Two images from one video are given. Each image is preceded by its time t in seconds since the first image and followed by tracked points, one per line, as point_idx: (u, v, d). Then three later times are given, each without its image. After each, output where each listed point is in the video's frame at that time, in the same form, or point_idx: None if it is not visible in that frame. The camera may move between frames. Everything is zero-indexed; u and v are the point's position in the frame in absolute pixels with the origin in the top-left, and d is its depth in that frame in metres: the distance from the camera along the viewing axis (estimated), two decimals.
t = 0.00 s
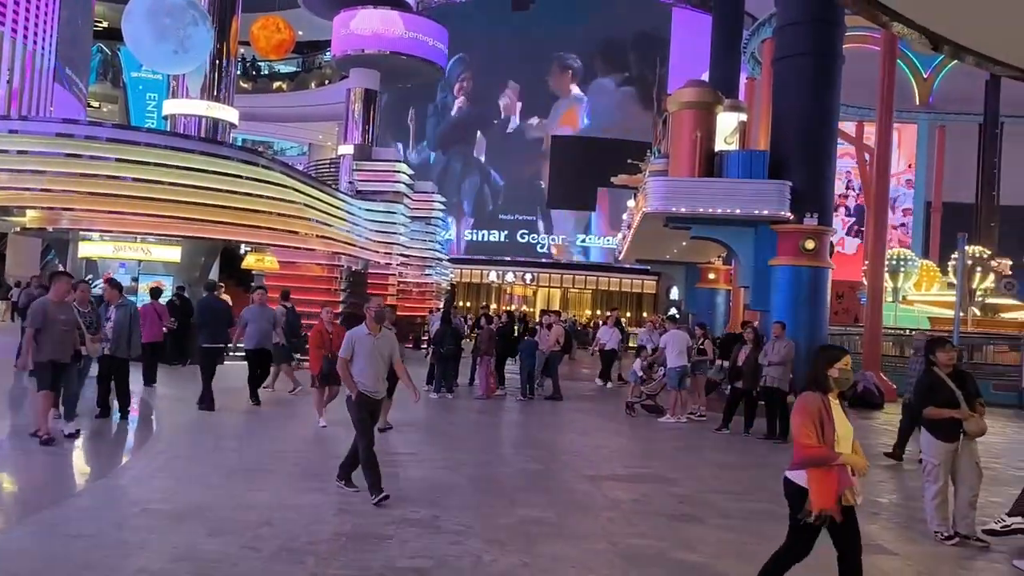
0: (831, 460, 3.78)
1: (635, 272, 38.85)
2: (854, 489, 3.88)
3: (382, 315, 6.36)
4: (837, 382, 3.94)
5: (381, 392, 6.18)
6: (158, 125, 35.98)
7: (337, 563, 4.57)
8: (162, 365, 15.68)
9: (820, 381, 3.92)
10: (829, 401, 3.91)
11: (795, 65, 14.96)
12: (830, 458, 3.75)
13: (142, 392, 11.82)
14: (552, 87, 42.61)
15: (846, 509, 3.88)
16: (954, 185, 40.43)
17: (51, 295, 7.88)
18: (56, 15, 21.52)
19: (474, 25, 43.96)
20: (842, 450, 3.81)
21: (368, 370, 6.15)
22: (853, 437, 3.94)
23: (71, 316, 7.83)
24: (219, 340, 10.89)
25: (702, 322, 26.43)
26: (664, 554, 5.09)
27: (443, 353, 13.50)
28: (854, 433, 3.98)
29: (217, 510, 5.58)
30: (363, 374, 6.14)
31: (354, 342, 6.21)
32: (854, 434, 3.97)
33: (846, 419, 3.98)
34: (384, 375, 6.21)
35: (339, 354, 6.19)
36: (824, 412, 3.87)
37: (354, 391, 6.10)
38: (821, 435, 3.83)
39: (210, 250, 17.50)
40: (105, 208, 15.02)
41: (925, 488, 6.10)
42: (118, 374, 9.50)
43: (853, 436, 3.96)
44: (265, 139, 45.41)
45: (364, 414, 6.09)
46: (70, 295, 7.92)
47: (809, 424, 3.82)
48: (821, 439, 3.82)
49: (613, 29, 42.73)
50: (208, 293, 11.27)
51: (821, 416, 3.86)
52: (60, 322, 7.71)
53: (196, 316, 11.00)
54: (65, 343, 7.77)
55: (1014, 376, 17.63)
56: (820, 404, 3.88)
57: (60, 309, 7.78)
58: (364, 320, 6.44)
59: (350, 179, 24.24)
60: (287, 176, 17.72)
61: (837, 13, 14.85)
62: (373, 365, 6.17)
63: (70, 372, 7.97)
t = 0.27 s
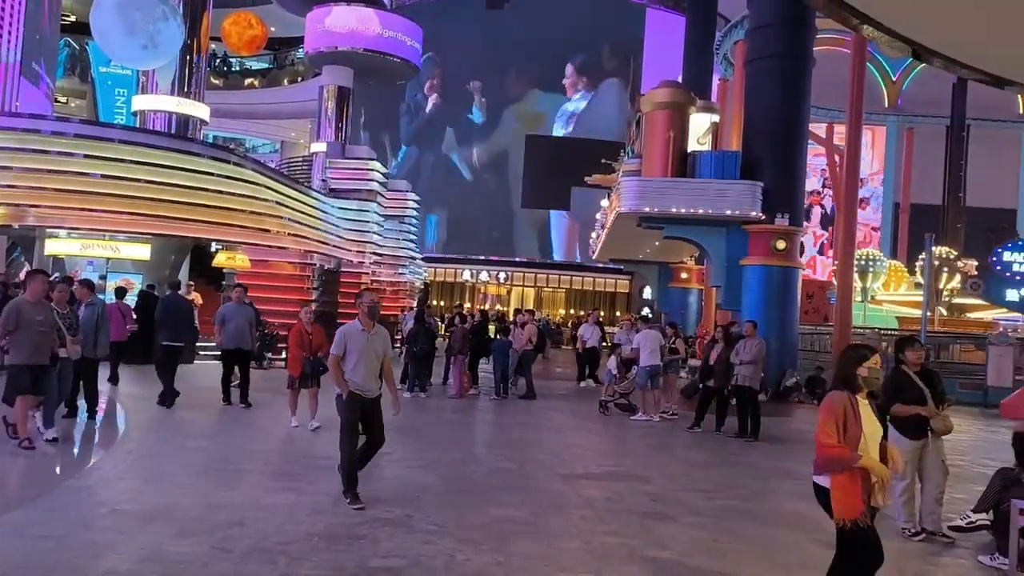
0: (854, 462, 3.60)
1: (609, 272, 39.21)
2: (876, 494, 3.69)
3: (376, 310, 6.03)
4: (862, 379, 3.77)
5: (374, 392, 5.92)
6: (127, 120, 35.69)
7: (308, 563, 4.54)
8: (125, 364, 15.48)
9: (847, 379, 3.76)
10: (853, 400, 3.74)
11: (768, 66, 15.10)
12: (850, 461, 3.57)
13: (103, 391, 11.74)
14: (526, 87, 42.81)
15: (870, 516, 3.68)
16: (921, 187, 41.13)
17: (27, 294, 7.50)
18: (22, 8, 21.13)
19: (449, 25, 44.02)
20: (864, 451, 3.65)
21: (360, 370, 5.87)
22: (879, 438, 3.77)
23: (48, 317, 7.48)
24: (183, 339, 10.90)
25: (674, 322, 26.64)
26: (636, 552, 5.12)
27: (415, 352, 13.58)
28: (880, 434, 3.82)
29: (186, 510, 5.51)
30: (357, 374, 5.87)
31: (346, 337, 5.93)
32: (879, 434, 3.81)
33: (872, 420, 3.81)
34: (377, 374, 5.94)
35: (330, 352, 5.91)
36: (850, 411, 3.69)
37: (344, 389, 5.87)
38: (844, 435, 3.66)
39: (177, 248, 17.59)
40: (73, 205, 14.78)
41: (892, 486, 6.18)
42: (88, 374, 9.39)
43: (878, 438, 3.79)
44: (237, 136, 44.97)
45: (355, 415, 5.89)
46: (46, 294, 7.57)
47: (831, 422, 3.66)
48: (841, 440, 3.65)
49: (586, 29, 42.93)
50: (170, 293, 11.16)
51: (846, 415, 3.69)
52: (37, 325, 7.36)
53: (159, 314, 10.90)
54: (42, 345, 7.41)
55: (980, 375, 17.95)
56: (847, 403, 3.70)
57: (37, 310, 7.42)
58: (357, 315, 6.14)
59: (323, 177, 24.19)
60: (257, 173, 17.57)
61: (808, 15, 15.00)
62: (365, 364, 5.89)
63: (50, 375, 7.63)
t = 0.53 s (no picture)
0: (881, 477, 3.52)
1: (585, 272, 39.21)
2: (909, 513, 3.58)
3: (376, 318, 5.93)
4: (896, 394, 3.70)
5: (371, 402, 5.78)
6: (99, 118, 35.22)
7: (283, 565, 4.51)
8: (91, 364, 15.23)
9: (880, 392, 3.69)
10: (889, 416, 3.66)
11: (744, 69, 15.21)
12: (877, 476, 3.50)
13: (70, 391, 11.60)
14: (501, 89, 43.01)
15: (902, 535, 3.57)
16: (893, 189, 41.69)
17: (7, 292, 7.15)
18: None
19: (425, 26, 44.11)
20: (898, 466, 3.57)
21: (356, 378, 5.75)
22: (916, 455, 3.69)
23: (32, 318, 7.17)
24: (149, 338, 10.80)
25: (650, 322, 26.78)
26: (612, 552, 5.13)
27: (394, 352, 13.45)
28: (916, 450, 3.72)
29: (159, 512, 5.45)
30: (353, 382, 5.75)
31: (346, 344, 5.81)
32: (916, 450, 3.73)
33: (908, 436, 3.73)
34: (375, 384, 5.81)
35: (328, 357, 5.79)
36: (882, 425, 3.63)
37: (340, 398, 5.74)
38: (874, 449, 3.58)
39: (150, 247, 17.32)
40: (43, 205, 14.61)
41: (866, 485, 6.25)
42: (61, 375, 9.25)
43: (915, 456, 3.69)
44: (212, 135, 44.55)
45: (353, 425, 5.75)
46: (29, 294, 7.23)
47: (862, 437, 3.59)
48: (872, 456, 3.58)
49: (563, 30, 43.02)
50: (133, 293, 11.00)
51: (878, 428, 3.62)
52: (19, 326, 7.05)
53: (123, 313, 10.76)
54: (24, 347, 7.10)
55: (949, 375, 18.22)
56: (881, 417, 3.64)
57: (20, 311, 7.12)
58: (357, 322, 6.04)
59: (298, 176, 23.80)
60: (232, 172, 17.39)
61: (784, 19, 15.13)
62: (363, 372, 5.75)
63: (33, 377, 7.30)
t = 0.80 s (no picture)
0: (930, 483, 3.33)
1: (563, 273, 39.32)
2: (950, 515, 3.46)
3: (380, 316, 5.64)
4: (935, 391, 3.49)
5: (378, 403, 5.51)
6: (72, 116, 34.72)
7: (260, 568, 4.47)
8: (62, 366, 15.11)
9: (919, 392, 3.47)
10: (931, 416, 3.45)
11: (722, 71, 15.29)
12: (928, 483, 3.29)
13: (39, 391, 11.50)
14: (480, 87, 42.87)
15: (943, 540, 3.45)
16: (867, 190, 42.14)
17: None
18: None
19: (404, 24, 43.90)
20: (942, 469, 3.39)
21: (364, 380, 5.46)
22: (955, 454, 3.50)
23: (25, 323, 6.85)
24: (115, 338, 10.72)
25: (628, 323, 26.86)
26: (590, 552, 5.14)
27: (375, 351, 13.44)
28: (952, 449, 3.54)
29: (133, 515, 5.38)
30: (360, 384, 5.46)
31: (349, 345, 5.50)
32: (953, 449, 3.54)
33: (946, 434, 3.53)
34: (382, 385, 5.54)
35: (332, 360, 5.46)
36: (925, 426, 3.41)
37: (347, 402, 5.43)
38: (920, 454, 3.37)
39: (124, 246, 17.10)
40: (16, 203, 14.35)
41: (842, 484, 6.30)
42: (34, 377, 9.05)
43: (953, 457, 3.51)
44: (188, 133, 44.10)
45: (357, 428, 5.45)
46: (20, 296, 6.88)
47: (911, 441, 3.36)
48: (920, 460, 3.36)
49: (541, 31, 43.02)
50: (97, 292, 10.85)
51: (923, 432, 3.39)
52: (10, 331, 6.72)
53: (86, 312, 10.66)
54: (14, 353, 6.75)
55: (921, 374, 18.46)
56: (925, 419, 3.41)
57: (12, 314, 6.78)
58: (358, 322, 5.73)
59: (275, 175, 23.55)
60: (207, 171, 17.22)
61: (760, 21, 15.26)
62: (370, 373, 5.48)
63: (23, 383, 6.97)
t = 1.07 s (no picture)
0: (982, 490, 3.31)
1: (545, 273, 39.41)
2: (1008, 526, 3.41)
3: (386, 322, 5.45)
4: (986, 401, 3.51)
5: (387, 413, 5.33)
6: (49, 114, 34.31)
7: (240, 569, 4.44)
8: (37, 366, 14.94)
9: (969, 400, 3.50)
10: (979, 422, 3.47)
11: (703, 72, 15.38)
12: (982, 489, 3.27)
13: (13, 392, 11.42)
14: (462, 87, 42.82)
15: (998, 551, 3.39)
16: (846, 191, 42.54)
17: None
18: None
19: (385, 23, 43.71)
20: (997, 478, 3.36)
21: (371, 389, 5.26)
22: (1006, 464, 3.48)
23: (22, 322, 6.68)
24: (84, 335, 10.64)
25: (609, 322, 26.94)
26: (571, 552, 5.15)
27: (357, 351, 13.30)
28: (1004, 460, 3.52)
29: (112, 517, 5.33)
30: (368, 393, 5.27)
31: (356, 353, 5.32)
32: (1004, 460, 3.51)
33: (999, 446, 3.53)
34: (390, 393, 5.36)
35: (338, 370, 5.25)
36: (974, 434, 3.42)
37: (356, 412, 5.23)
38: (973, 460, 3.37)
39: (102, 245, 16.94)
40: None
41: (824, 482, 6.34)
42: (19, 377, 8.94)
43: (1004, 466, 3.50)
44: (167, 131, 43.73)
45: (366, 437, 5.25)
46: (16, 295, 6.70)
47: (960, 448, 3.38)
48: (972, 467, 3.37)
49: (523, 31, 43.10)
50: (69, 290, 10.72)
51: (973, 439, 3.41)
52: (8, 330, 6.55)
53: (56, 311, 10.51)
54: (10, 354, 6.58)
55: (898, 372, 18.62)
56: (974, 425, 3.44)
57: (8, 313, 6.61)
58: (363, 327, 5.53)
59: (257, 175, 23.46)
60: (187, 170, 17.08)
61: (740, 23, 15.36)
62: (378, 381, 5.29)
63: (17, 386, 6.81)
